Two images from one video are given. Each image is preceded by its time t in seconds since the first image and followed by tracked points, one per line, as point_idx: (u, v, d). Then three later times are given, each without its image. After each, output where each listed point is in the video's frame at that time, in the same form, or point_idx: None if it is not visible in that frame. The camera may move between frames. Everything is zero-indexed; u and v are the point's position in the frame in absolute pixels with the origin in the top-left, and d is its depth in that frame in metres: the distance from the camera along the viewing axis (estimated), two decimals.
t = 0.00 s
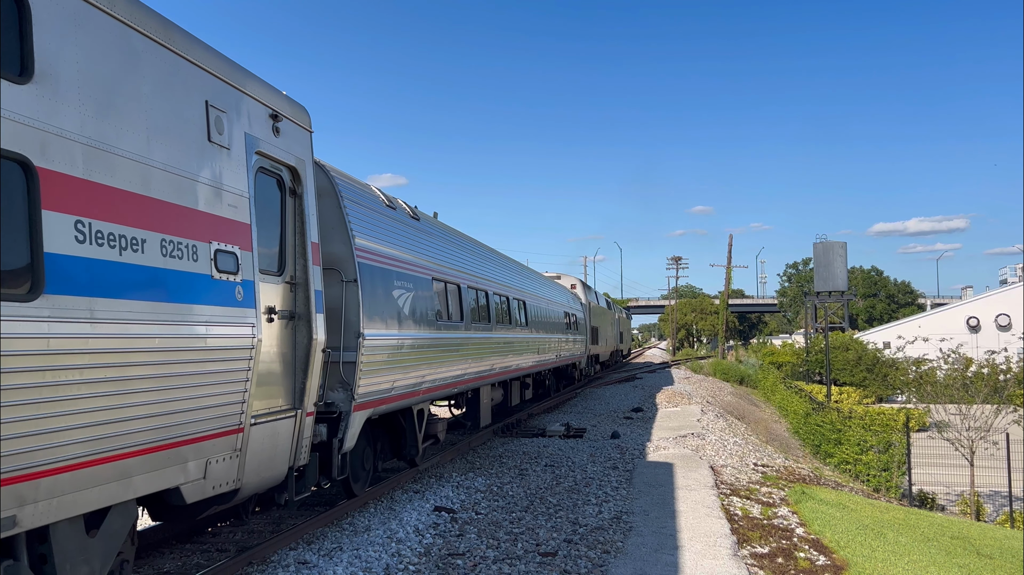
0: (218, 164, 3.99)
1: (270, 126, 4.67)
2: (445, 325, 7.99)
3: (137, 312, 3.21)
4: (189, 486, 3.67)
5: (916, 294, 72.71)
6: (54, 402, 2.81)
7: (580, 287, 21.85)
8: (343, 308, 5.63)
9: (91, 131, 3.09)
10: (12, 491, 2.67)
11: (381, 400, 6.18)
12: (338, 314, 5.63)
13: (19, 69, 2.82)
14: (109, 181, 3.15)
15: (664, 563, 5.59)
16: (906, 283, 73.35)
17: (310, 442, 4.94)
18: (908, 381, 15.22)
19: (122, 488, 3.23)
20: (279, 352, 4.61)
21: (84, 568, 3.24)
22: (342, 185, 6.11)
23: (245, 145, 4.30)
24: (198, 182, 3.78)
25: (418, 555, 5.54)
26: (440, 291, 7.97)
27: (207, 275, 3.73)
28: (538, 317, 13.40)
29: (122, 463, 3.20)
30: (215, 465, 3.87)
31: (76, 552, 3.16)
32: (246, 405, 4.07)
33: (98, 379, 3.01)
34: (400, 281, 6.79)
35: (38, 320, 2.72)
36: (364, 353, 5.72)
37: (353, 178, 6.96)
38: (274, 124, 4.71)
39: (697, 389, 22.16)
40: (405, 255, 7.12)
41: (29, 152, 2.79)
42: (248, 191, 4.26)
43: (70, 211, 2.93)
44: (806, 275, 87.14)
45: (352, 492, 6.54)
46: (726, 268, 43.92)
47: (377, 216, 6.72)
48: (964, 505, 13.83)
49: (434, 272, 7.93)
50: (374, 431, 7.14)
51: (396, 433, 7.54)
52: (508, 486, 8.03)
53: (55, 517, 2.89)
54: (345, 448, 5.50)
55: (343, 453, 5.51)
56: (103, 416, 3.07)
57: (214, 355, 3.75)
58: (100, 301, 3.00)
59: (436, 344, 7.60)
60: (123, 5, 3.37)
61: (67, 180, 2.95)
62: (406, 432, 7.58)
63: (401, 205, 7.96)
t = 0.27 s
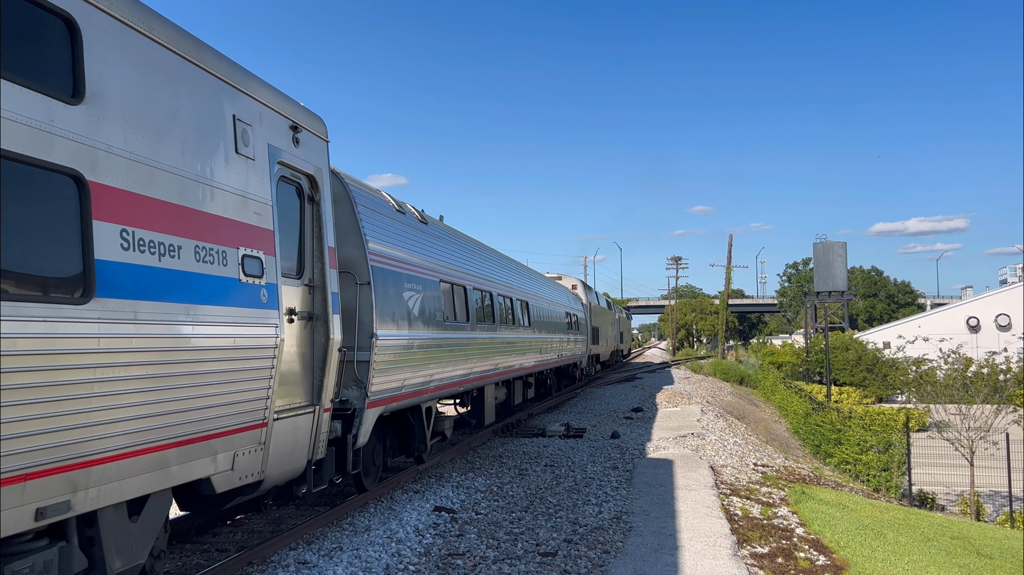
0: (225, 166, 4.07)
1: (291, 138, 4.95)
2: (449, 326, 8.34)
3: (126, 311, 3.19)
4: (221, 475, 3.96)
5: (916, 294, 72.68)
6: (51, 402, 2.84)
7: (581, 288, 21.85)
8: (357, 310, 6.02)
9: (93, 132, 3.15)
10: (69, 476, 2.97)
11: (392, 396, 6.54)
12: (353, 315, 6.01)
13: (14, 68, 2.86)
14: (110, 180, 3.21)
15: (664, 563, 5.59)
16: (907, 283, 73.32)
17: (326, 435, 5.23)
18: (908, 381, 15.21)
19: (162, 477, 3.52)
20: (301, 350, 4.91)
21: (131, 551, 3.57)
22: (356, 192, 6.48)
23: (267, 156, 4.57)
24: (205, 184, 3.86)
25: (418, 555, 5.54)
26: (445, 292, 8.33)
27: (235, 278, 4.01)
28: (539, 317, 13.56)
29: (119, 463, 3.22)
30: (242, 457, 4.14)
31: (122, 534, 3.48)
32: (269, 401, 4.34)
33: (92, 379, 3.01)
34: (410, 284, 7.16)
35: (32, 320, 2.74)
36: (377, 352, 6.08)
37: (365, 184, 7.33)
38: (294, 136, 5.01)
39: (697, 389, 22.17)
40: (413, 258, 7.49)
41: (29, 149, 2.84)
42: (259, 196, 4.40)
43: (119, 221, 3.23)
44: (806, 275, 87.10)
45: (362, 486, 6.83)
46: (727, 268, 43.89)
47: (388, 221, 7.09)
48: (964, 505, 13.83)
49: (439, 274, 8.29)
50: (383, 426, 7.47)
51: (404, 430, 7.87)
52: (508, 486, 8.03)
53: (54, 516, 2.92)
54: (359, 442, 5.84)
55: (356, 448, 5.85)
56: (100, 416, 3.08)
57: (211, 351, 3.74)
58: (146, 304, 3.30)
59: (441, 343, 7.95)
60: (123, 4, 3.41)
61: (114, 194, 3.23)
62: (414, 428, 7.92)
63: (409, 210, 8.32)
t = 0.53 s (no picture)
0: (229, 168, 4.04)
1: (310, 147, 5.17)
2: (458, 326, 8.58)
3: (124, 311, 3.15)
4: (248, 467, 4.18)
5: (916, 294, 72.68)
6: (52, 402, 2.80)
7: (582, 288, 21.87)
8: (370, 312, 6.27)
9: (92, 131, 3.11)
10: (113, 464, 3.14)
11: (403, 394, 6.78)
12: (366, 317, 6.27)
13: (12, 66, 2.81)
14: (107, 179, 3.17)
15: (663, 563, 5.59)
16: (907, 283, 73.31)
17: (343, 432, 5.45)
18: (908, 381, 15.21)
19: (196, 469, 3.72)
20: (319, 350, 5.17)
21: (171, 536, 3.72)
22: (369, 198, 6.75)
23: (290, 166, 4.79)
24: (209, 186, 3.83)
25: (418, 555, 5.54)
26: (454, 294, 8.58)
27: (260, 282, 4.20)
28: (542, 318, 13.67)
29: (121, 464, 3.18)
30: (267, 450, 4.34)
31: (162, 522, 3.63)
32: (291, 398, 4.54)
33: (93, 379, 2.97)
34: (420, 286, 7.42)
35: (30, 321, 2.70)
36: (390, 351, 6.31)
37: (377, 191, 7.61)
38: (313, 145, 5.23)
39: (697, 389, 22.17)
40: (423, 262, 7.76)
41: (25, 149, 2.79)
42: (267, 199, 4.41)
43: (156, 229, 3.43)
44: (806, 275, 87.12)
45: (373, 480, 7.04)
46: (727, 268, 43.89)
47: (399, 226, 7.36)
48: (964, 505, 13.83)
49: (449, 277, 8.54)
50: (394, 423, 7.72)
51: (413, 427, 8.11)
52: (508, 486, 8.03)
53: (57, 516, 2.88)
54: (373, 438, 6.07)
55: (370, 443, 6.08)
56: (101, 417, 3.04)
57: (214, 350, 3.72)
58: (184, 306, 3.51)
59: (450, 343, 8.18)
60: (121, 3, 3.38)
61: (152, 205, 3.42)
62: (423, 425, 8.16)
63: (418, 215, 8.59)
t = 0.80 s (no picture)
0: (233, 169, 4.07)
1: (328, 156, 5.45)
2: (467, 326, 8.80)
3: (129, 311, 3.17)
4: (275, 458, 4.46)
5: (916, 294, 72.67)
6: (51, 402, 2.79)
7: (584, 288, 21.86)
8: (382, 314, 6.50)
9: (94, 131, 3.11)
10: (156, 454, 3.39)
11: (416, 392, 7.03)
12: (380, 317, 6.49)
13: (17, 67, 2.82)
14: (109, 178, 3.18)
15: (663, 563, 5.59)
16: (906, 283, 73.30)
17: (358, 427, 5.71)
18: (908, 381, 15.21)
19: (228, 458, 3.97)
20: (336, 348, 5.40)
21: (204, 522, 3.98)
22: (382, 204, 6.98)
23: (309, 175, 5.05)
24: (211, 185, 3.86)
25: (418, 555, 5.54)
26: (462, 296, 8.80)
27: (284, 286, 4.46)
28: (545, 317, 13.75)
29: (120, 464, 3.17)
30: (289, 443, 4.59)
31: (197, 508, 3.90)
32: (310, 394, 4.77)
33: (92, 379, 2.96)
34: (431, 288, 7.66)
35: (35, 321, 2.71)
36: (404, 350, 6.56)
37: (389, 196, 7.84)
38: (331, 154, 5.51)
39: (697, 389, 22.17)
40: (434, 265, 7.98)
41: (82, 166, 3.04)
42: (272, 200, 4.46)
43: (196, 236, 3.70)
44: (806, 275, 87.14)
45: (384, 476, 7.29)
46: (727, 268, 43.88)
47: (411, 230, 7.58)
48: (964, 505, 13.83)
49: (458, 279, 8.76)
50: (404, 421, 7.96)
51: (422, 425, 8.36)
52: (508, 486, 8.03)
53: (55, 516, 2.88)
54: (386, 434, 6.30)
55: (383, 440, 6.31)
56: (100, 417, 3.04)
57: (213, 349, 3.71)
58: (219, 309, 3.77)
59: (459, 343, 8.41)
60: (122, 4, 3.39)
61: (191, 214, 3.69)
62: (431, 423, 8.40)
63: (428, 218, 8.81)
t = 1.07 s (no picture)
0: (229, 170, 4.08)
1: (344, 166, 5.73)
2: (472, 326, 9.06)
3: (128, 311, 3.17)
4: (297, 450, 4.74)
5: (916, 294, 72.65)
6: (49, 403, 2.79)
7: (585, 289, 21.88)
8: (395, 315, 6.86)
9: (92, 132, 3.11)
10: (192, 445, 3.65)
11: (424, 390, 7.34)
12: (392, 318, 6.84)
13: (48, 81, 2.94)
14: (106, 178, 3.17)
15: (663, 563, 5.59)
16: (906, 283, 73.29)
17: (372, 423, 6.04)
18: (908, 381, 15.20)
19: (253, 451, 4.23)
20: (353, 348, 5.72)
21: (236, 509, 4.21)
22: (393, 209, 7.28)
23: (328, 184, 5.35)
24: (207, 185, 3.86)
25: (418, 555, 5.54)
26: (468, 297, 9.08)
27: (305, 289, 4.73)
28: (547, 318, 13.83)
29: (120, 463, 3.18)
30: (311, 437, 4.88)
31: (230, 495, 4.13)
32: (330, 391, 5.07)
33: (91, 379, 2.96)
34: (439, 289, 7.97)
35: (37, 322, 2.71)
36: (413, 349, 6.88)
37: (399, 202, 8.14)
38: (347, 164, 5.78)
39: (697, 389, 22.18)
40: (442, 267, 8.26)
41: (132, 180, 3.33)
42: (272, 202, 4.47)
43: (228, 243, 3.99)
44: (806, 275, 87.15)
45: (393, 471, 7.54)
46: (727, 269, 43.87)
47: (419, 234, 7.88)
48: (964, 505, 13.84)
49: (464, 281, 9.04)
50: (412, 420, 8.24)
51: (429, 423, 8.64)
52: (508, 486, 8.03)
53: (54, 515, 2.88)
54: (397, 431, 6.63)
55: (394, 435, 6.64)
56: (100, 417, 3.04)
57: (211, 348, 3.70)
58: (248, 310, 4.06)
59: (465, 343, 8.68)
60: (123, 5, 3.39)
61: (225, 223, 3.99)
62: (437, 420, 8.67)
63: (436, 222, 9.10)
